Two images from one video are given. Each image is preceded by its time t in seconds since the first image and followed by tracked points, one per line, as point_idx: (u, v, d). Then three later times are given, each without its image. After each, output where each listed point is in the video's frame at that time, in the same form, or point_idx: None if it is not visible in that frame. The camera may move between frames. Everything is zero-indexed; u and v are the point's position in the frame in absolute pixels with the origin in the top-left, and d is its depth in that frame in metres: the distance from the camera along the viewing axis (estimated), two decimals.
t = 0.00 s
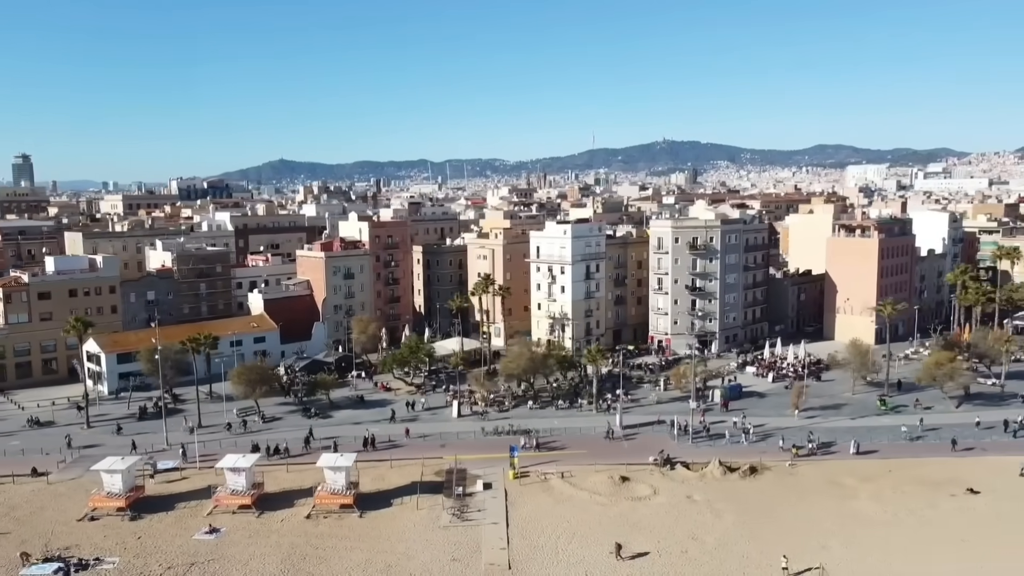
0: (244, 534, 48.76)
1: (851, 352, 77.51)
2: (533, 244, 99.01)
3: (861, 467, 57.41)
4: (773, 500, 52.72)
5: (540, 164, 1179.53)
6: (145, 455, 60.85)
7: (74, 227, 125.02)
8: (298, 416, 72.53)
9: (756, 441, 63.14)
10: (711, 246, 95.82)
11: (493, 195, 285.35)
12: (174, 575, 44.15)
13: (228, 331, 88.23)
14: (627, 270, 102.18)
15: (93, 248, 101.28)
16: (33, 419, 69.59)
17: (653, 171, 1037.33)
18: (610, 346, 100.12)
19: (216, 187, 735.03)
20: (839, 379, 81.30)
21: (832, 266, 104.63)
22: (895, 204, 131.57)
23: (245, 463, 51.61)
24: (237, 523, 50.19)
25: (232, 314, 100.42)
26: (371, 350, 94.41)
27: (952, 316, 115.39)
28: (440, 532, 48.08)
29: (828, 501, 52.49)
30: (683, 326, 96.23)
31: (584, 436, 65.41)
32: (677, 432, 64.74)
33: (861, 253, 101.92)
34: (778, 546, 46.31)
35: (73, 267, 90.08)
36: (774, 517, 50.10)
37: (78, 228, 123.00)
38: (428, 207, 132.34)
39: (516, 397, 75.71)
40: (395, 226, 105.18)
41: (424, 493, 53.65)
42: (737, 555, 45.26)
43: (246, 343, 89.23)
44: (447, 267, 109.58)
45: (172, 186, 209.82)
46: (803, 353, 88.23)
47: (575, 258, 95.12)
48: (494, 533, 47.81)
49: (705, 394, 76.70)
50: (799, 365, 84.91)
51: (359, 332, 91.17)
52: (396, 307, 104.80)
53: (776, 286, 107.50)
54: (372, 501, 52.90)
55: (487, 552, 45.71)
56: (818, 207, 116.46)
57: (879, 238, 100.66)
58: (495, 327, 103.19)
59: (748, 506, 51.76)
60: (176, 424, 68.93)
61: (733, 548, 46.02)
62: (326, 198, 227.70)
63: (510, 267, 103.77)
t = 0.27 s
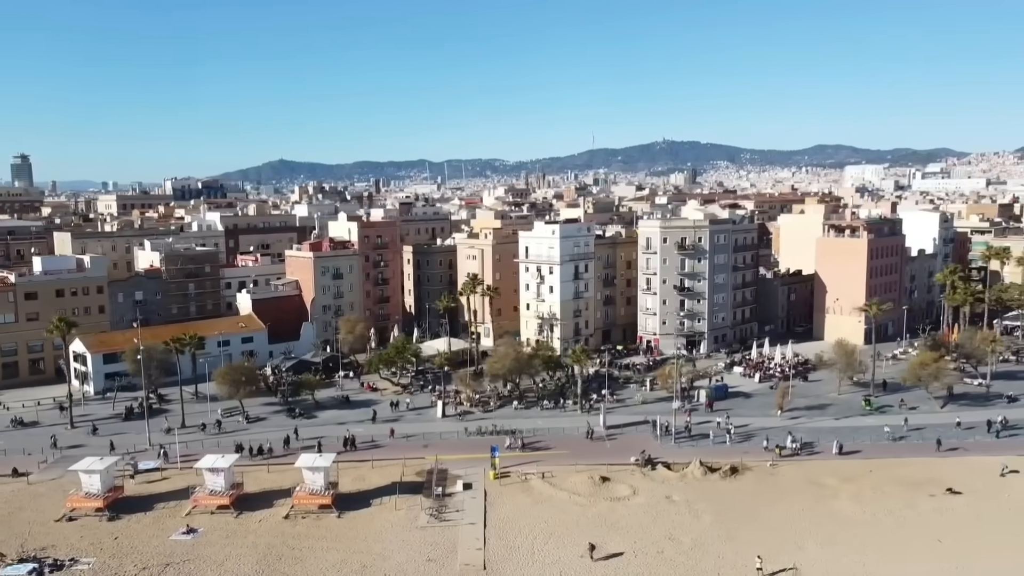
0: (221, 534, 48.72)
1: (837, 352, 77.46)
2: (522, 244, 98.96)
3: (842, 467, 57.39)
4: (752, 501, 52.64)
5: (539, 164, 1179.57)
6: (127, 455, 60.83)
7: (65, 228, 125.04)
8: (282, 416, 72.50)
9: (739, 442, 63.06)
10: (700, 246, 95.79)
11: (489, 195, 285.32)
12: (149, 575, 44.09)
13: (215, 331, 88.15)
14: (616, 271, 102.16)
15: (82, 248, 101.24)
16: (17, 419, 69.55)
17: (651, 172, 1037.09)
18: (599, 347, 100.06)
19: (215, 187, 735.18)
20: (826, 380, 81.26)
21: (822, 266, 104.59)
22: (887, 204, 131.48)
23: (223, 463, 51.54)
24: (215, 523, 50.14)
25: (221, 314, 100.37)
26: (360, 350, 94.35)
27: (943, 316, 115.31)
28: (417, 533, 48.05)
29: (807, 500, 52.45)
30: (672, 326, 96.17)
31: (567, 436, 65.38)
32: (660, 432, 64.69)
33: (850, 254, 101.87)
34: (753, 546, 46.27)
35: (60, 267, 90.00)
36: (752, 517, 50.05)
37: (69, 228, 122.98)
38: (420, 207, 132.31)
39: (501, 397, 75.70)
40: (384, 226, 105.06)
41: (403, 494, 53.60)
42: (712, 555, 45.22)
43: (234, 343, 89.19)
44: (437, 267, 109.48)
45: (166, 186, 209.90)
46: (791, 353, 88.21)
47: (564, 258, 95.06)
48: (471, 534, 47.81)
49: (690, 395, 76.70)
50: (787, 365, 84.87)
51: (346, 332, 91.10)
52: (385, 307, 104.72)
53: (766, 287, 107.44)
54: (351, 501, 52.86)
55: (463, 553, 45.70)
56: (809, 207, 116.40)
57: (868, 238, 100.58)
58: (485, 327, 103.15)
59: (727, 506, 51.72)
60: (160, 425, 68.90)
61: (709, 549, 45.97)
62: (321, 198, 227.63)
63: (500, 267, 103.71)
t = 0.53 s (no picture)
0: (194, 535, 48.72)
1: (821, 353, 77.48)
2: (509, 245, 98.93)
3: (820, 467, 57.39)
4: (728, 501, 52.62)
5: (538, 165, 1179.56)
6: (106, 456, 60.85)
7: (55, 228, 125.06)
8: (264, 416, 72.51)
9: (719, 442, 63.03)
10: (686, 246, 95.77)
11: (485, 195, 285.35)
12: None
13: (200, 331, 88.11)
14: (603, 271, 102.13)
15: (69, 248, 101.26)
16: None
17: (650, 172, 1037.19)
18: (586, 347, 100.01)
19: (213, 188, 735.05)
20: (810, 380, 81.24)
21: (810, 266, 104.54)
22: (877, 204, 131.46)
23: (199, 464, 51.49)
24: (189, 524, 50.12)
25: (208, 314, 100.37)
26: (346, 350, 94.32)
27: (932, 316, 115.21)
28: (390, 533, 48.03)
29: (783, 501, 52.44)
30: (658, 326, 96.16)
31: (548, 436, 65.36)
32: (640, 432, 64.66)
33: (838, 254, 101.86)
34: (725, 547, 46.23)
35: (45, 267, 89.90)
36: (726, 517, 50.03)
37: (59, 228, 123.01)
38: (410, 208, 132.34)
39: (484, 397, 75.69)
40: (372, 226, 105.05)
41: (379, 494, 53.59)
42: (683, 556, 45.19)
43: (220, 344, 89.21)
44: (425, 267, 109.46)
45: (160, 186, 209.90)
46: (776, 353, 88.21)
47: (550, 258, 95.02)
48: (444, 534, 47.79)
49: (674, 395, 76.71)
50: (772, 365, 84.85)
51: (331, 332, 91.07)
52: (373, 307, 104.71)
53: (754, 287, 107.39)
54: (326, 502, 52.83)
55: (434, 553, 45.69)
56: (798, 207, 116.35)
57: (856, 238, 100.51)
58: (473, 327, 103.15)
59: (702, 507, 51.68)
60: (142, 425, 68.91)
61: (681, 549, 45.93)
62: (316, 198, 227.65)
63: (487, 268, 103.66)
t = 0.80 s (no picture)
0: (171, 535, 48.69)
1: (806, 353, 77.48)
2: (497, 245, 98.87)
3: (800, 467, 57.40)
4: (706, 501, 52.58)
5: (537, 165, 1179.56)
6: (88, 456, 60.84)
7: (45, 228, 125.03)
8: (248, 416, 72.49)
9: (701, 443, 63.02)
10: (675, 246, 95.74)
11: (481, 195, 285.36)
12: None
13: (188, 332, 88.07)
14: (592, 271, 102.11)
15: (58, 249, 101.24)
16: None
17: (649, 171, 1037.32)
18: (575, 347, 99.97)
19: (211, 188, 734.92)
20: (796, 381, 81.23)
21: (799, 267, 104.47)
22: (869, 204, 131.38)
23: (177, 465, 51.45)
24: (167, 524, 50.10)
25: (197, 315, 100.36)
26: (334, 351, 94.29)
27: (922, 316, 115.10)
28: (367, 534, 48.00)
29: (762, 501, 52.43)
30: (647, 326, 96.15)
31: (531, 436, 65.33)
32: (623, 432, 64.63)
33: (827, 254, 101.80)
34: (701, 547, 46.19)
35: (33, 267, 89.76)
36: (704, 517, 50.01)
37: (49, 228, 122.98)
38: (401, 208, 132.38)
39: (469, 398, 75.66)
40: (361, 226, 104.99)
41: (358, 495, 53.56)
42: (658, 556, 45.13)
43: (208, 344, 89.24)
44: (415, 267, 109.42)
45: (155, 186, 209.91)
46: (764, 353, 88.22)
47: (538, 258, 94.97)
48: (421, 535, 47.77)
49: (659, 395, 76.71)
50: (758, 365, 84.88)
51: (319, 333, 91.02)
52: (362, 307, 104.68)
53: (744, 287, 107.34)
54: (305, 502, 52.80)
55: (410, 554, 45.67)
56: (788, 207, 116.35)
57: (845, 239, 100.47)
58: (462, 328, 103.13)
59: (680, 507, 51.64)
60: (125, 425, 68.91)
61: (656, 549, 45.88)
62: (311, 198, 227.60)
63: (476, 268, 103.56)
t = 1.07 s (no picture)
0: (148, 537, 48.65)
1: (792, 353, 77.46)
2: (485, 245, 98.79)
3: (781, 468, 57.38)
4: (685, 502, 52.52)
5: (536, 165, 1179.60)
6: (69, 457, 60.87)
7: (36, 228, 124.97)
8: (233, 417, 72.52)
9: (683, 444, 62.97)
10: (663, 247, 95.71)
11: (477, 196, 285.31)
12: None
13: (175, 332, 88.05)
14: (581, 271, 102.07)
15: (46, 249, 101.17)
16: None
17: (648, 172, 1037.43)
18: (564, 348, 99.95)
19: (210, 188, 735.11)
20: (783, 381, 81.22)
21: (788, 267, 104.38)
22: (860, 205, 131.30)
23: (155, 465, 51.41)
24: (144, 525, 50.05)
25: (186, 315, 100.33)
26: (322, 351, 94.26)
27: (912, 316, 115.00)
28: (343, 535, 47.94)
29: (740, 502, 52.39)
30: (635, 326, 96.13)
31: (514, 437, 65.29)
32: (606, 433, 64.61)
33: (816, 254, 101.75)
34: (676, 548, 46.13)
35: (20, 268, 89.64)
36: (681, 518, 49.98)
37: (40, 228, 122.95)
38: (392, 208, 132.37)
39: (454, 398, 75.60)
40: (350, 227, 104.93)
41: (337, 496, 53.53)
42: (633, 557, 45.05)
43: (195, 344, 89.30)
44: (405, 267, 109.38)
45: (149, 187, 209.84)
46: (751, 354, 88.22)
47: (526, 259, 94.93)
48: (397, 536, 47.72)
49: (645, 396, 76.69)
50: (745, 366, 84.86)
51: (306, 333, 90.99)
52: (351, 308, 104.65)
53: (733, 287, 107.31)
54: (283, 504, 52.78)
55: (386, 555, 45.63)
56: (778, 208, 116.33)
57: (833, 239, 100.41)
58: (451, 328, 103.10)
59: (658, 508, 51.60)
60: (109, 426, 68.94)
61: (632, 551, 45.82)
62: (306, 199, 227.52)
63: (465, 268, 103.47)
